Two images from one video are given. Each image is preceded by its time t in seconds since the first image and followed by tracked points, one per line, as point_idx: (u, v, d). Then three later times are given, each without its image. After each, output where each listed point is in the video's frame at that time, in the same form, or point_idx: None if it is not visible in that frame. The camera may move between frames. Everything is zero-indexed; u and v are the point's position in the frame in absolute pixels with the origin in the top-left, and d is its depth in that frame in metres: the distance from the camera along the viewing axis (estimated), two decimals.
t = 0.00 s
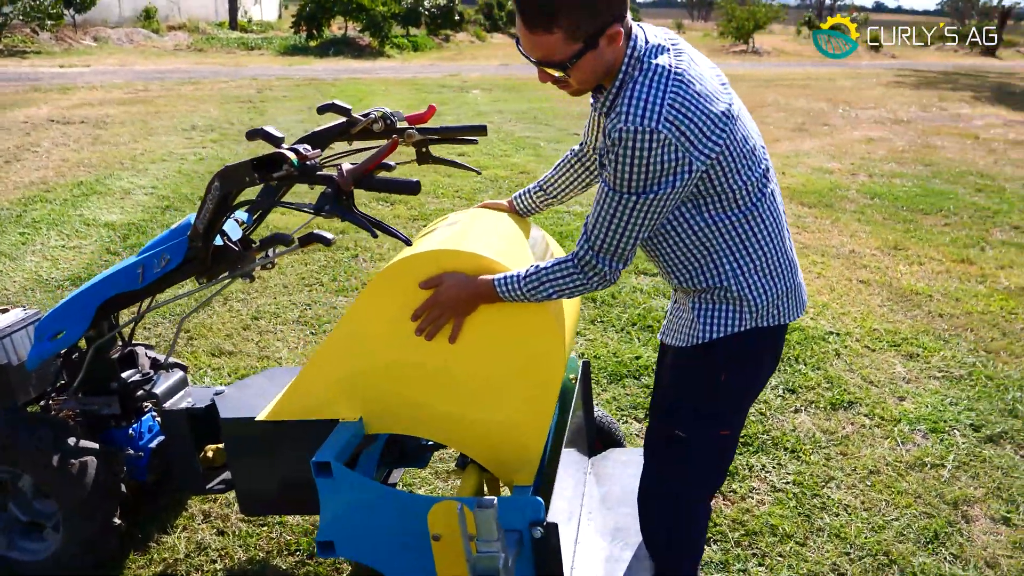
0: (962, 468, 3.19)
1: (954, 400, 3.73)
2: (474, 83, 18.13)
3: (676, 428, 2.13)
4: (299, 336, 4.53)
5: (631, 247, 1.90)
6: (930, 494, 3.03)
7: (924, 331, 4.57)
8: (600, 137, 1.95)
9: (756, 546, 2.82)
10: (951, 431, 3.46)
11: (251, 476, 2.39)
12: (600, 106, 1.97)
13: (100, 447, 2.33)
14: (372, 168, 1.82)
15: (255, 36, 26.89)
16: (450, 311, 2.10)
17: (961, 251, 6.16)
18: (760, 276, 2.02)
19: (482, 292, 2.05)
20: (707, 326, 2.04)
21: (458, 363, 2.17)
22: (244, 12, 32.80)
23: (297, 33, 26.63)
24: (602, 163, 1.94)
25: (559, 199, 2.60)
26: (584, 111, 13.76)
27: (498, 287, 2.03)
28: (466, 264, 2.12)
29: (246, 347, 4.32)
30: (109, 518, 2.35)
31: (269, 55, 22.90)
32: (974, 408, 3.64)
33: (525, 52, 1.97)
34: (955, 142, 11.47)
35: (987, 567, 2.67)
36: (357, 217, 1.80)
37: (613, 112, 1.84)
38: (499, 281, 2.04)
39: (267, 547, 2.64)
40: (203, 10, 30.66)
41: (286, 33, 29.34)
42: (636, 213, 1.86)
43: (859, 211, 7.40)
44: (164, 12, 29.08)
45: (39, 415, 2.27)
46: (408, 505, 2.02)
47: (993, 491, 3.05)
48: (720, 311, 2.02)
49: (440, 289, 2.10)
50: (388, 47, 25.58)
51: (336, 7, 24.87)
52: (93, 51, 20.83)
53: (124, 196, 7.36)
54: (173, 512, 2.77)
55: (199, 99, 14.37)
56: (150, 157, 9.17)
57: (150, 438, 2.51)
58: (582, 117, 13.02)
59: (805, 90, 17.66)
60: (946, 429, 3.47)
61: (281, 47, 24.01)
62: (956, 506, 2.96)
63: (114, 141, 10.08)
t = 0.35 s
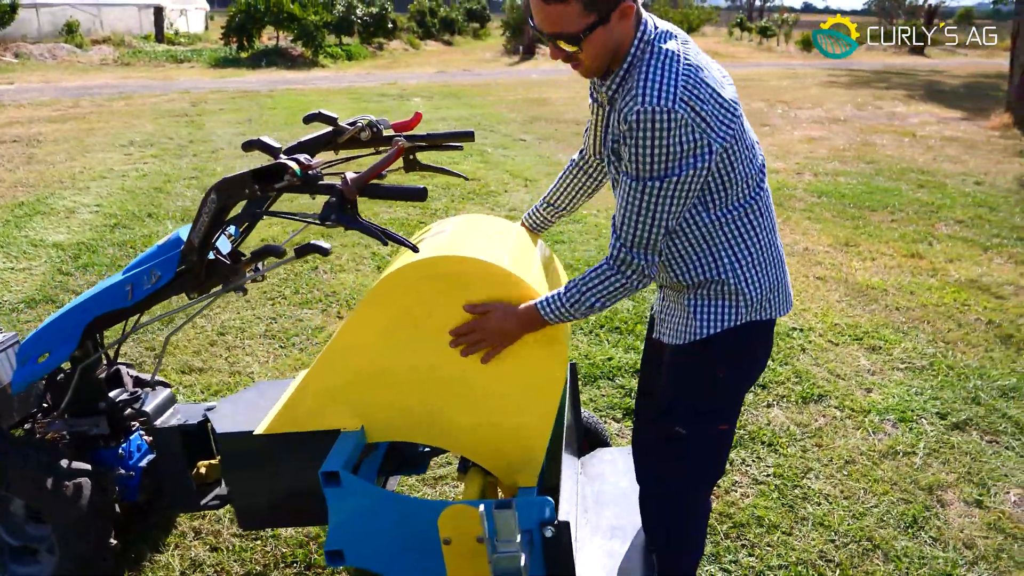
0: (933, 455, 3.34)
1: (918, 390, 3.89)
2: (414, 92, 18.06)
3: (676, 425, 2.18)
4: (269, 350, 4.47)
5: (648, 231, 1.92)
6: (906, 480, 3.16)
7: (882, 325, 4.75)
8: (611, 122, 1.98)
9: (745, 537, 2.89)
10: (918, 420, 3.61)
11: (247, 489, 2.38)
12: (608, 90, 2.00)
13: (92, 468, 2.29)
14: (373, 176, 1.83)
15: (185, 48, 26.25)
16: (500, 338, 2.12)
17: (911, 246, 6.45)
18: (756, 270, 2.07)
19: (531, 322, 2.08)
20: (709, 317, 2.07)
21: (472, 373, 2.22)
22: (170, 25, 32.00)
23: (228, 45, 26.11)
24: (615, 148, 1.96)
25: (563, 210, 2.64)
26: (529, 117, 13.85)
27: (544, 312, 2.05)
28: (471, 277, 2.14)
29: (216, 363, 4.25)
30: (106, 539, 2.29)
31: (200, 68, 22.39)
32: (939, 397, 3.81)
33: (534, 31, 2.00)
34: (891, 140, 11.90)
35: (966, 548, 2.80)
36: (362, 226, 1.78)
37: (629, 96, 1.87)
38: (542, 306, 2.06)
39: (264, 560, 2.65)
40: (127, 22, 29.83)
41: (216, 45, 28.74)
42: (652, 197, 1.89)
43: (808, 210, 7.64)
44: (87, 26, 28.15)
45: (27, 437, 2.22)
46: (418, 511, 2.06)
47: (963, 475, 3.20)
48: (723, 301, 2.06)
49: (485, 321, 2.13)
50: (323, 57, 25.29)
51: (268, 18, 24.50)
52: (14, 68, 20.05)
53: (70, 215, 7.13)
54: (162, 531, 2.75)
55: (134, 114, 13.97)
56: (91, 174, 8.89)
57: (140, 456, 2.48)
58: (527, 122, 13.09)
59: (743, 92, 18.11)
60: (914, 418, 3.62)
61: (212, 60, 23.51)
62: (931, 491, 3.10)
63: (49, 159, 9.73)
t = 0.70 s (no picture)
0: (918, 450, 3.43)
1: (901, 387, 3.99)
2: (390, 89, 17.97)
3: (682, 414, 2.12)
4: (257, 347, 4.49)
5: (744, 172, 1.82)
6: (892, 475, 3.24)
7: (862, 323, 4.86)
8: (664, 81, 1.92)
9: (738, 530, 2.94)
10: (903, 416, 3.71)
11: (248, 484, 2.44)
12: (648, 52, 1.97)
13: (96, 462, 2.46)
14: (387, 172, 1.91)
15: (154, 43, 25.85)
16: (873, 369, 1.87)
17: (889, 245, 6.60)
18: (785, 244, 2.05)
19: (854, 332, 1.85)
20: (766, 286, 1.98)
21: (479, 362, 2.23)
22: (139, 19, 31.47)
23: (198, 40, 25.75)
24: (679, 100, 1.89)
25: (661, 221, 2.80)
26: (507, 114, 13.86)
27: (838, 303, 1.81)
28: (477, 269, 2.15)
29: (205, 361, 4.27)
30: (109, 530, 2.48)
31: (171, 63, 22.07)
32: (922, 394, 3.91)
33: None
34: (865, 140, 12.09)
35: (954, 540, 2.88)
36: (375, 219, 1.88)
37: (698, 44, 1.85)
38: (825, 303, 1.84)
39: (263, 554, 2.75)
40: (94, 16, 29.25)
41: (186, 39, 28.34)
42: (741, 140, 1.81)
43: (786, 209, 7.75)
44: (53, 20, 27.57)
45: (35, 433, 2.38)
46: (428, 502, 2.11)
47: (948, 469, 3.29)
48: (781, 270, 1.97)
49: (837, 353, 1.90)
50: (295, 53, 25.05)
51: (238, 13, 24.20)
52: None
53: (48, 210, 7.05)
54: (161, 526, 2.86)
55: (105, 109, 13.76)
56: (65, 169, 8.77)
57: (141, 450, 2.65)
58: (504, 121, 13.10)
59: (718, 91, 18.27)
60: (898, 414, 3.72)
61: (182, 55, 23.18)
62: (918, 485, 3.18)
63: (21, 154, 9.58)
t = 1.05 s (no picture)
0: (910, 449, 3.48)
1: (892, 386, 4.05)
2: (380, 86, 17.95)
3: (701, 397, 2.20)
4: (251, 342, 4.50)
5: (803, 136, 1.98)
6: (885, 473, 3.29)
7: (853, 322, 4.92)
8: (722, 50, 2.02)
9: (733, 528, 2.98)
10: (895, 415, 3.76)
11: (245, 480, 2.46)
12: (698, 29, 2.07)
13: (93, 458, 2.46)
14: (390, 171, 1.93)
15: (145, 38, 25.73)
16: (810, 335, 2.01)
17: (878, 244, 6.68)
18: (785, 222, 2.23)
19: (819, 298, 2.01)
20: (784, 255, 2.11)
21: (482, 356, 2.25)
22: (129, 13, 31.24)
23: (189, 35, 25.66)
24: (742, 69, 2.00)
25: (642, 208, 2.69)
26: (498, 112, 13.88)
27: (823, 263, 1.97)
28: (475, 267, 2.17)
29: (200, 356, 4.28)
30: (105, 525, 2.47)
31: (162, 57, 21.98)
32: (913, 393, 3.97)
33: None
34: (854, 140, 12.19)
35: (947, 539, 2.92)
36: (380, 218, 1.90)
37: (757, 17, 1.99)
38: (807, 261, 2.00)
39: (260, 550, 2.77)
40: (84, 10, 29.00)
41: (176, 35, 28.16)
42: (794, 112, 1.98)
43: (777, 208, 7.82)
44: (44, 14, 27.14)
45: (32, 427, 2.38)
46: (428, 498, 2.13)
47: (940, 468, 3.34)
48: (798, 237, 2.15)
49: (787, 314, 2.05)
50: (285, 49, 24.96)
51: (229, 9, 24.09)
52: None
53: (40, 204, 7.03)
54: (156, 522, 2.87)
55: (96, 103, 13.71)
56: (57, 163, 8.74)
57: (138, 445, 2.65)
58: (494, 118, 13.12)
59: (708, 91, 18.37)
60: (890, 413, 3.77)
61: (173, 49, 23.08)
62: (911, 484, 3.23)
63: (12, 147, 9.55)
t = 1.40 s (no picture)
0: (912, 473, 3.48)
1: (893, 409, 4.05)
2: (383, 106, 18.08)
3: (720, 412, 2.24)
4: (252, 359, 4.51)
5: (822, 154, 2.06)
6: (887, 498, 3.29)
7: (852, 344, 4.93)
8: (750, 66, 2.06)
9: (734, 552, 2.97)
10: (896, 438, 3.76)
11: (244, 498, 2.46)
12: (726, 43, 2.09)
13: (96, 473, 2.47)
14: (395, 194, 1.97)
15: (150, 57, 25.99)
16: (784, 348, 2.07)
17: (877, 265, 6.70)
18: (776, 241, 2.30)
19: (798, 314, 2.07)
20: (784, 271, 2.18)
21: (483, 373, 2.26)
22: (136, 33, 31.62)
23: (194, 55, 25.93)
24: (771, 84, 2.04)
25: (626, 227, 2.66)
26: (499, 132, 13.98)
27: (804, 281, 2.05)
28: (476, 283, 2.18)
29: (201, 373, 4.30)
30: (106, 542, 2.46)
31: (167, 76, 22.20)
32: (914, 416, 3.97)
33: None
34: (853, 161, 12.26)
35: (951, 566, 2.91)
36: (386, 240, 1.93)
37: (780, 38, 2.06)
38: (789, 277, 2.08)
39: (257, 570, 2.76)
40: (93, 30, 29.44)
41: (183, 54, 28.47)
42: (805, 134, 2.05)
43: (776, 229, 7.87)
44: (53, 33, 28.12)
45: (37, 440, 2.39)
46: (427, 517, 2.14)
47: (943, 493, 3.33)
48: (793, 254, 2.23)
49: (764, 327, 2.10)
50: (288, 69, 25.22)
51: (235, 29, 24.35)
52: None
53: (46, 220, 7.08)
54: (153, 541, 2.85)
55: (101, 121, 13.83)
56: (63, 179, 8.81)
57: (139, 462, 2.67)
58: (495, 138, 13.21)
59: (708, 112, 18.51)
60: (891, 436, 3.77)
61: (179, 69, 23.30)
62: (913, 509, 3.23)
63: (19, 164, 9.64)
